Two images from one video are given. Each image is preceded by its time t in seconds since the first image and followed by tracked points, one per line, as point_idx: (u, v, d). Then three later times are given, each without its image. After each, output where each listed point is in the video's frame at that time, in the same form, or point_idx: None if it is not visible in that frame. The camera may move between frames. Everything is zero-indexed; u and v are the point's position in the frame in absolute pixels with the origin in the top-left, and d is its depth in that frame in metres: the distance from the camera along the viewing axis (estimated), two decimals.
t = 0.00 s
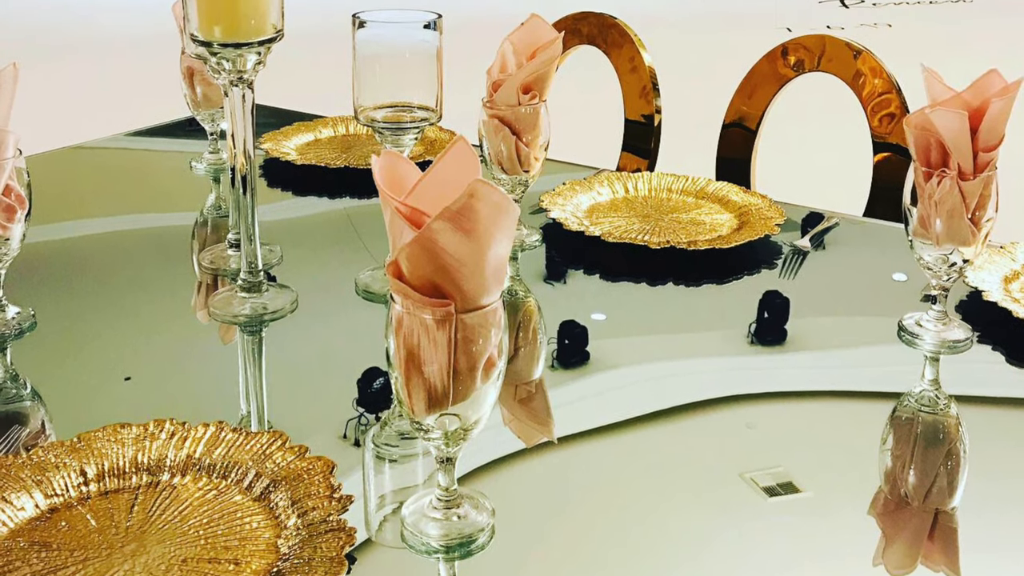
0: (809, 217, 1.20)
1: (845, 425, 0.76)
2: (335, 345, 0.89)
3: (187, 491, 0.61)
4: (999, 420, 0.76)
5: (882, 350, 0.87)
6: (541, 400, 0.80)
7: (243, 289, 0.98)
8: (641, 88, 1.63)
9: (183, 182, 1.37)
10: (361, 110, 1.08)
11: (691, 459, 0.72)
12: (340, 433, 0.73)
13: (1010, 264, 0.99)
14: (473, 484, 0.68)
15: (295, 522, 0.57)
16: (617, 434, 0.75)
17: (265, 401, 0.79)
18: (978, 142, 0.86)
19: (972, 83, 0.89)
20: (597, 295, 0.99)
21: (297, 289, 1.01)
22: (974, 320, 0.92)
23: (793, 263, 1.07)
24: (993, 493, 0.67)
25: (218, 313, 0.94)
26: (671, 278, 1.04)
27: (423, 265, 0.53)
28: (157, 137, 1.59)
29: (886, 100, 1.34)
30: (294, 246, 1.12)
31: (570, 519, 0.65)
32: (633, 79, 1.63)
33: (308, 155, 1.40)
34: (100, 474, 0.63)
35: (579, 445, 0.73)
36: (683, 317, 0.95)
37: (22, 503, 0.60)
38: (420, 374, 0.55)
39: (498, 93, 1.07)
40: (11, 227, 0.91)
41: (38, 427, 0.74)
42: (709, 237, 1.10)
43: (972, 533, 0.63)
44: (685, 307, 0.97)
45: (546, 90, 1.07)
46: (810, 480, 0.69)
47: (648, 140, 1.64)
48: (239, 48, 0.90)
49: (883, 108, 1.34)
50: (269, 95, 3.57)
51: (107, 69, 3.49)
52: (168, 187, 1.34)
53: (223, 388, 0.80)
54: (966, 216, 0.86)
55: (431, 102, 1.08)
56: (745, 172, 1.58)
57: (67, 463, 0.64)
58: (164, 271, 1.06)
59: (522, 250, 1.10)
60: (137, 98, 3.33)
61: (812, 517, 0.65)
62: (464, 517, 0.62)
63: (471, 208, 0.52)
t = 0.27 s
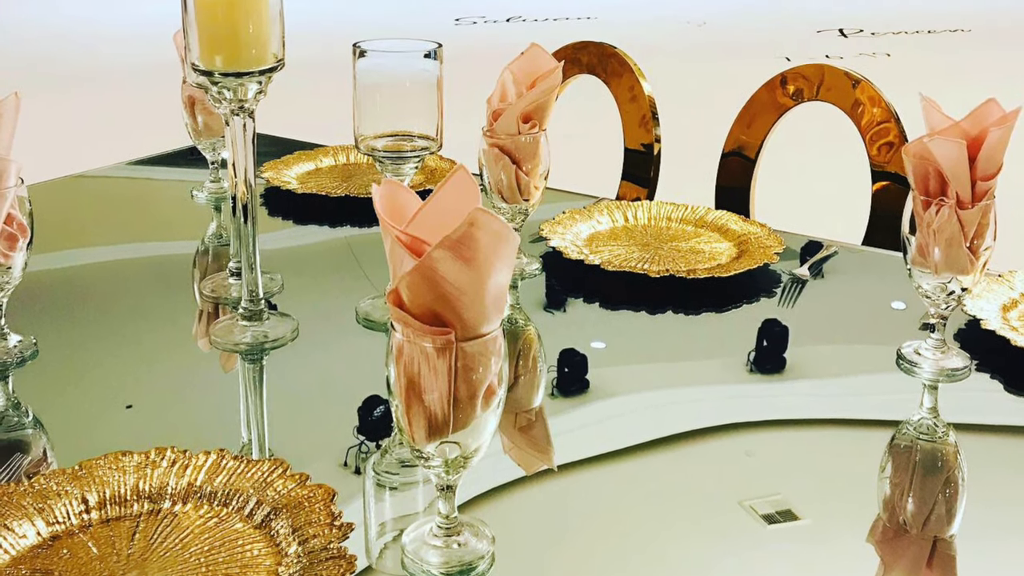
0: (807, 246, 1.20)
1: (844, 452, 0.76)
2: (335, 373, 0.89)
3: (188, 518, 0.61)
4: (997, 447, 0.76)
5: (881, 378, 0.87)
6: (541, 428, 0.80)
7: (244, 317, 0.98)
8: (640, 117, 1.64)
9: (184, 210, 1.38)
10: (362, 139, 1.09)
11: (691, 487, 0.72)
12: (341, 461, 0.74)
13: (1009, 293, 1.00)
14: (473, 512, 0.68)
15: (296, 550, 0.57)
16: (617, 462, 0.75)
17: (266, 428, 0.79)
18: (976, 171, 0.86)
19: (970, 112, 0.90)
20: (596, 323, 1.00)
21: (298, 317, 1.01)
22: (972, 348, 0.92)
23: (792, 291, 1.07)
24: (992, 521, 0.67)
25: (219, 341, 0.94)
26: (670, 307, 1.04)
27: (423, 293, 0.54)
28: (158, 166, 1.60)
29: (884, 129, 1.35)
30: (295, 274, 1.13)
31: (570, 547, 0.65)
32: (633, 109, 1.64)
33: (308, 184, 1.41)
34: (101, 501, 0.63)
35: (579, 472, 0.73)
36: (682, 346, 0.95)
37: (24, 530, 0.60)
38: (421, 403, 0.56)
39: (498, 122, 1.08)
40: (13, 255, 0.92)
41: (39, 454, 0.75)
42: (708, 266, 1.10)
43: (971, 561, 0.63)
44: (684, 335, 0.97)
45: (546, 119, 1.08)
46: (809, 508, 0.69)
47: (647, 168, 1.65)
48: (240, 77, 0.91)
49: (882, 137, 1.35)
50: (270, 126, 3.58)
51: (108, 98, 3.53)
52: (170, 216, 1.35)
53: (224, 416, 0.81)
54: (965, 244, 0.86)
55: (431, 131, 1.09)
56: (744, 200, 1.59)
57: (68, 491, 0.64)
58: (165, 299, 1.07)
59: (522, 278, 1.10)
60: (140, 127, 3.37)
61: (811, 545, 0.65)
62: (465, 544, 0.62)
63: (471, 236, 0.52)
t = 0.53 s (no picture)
0: (806, 274, 1.21)
1: (843, 480, 0.77)
2: (335, 402, 0.89)
3: (189, 546, 0.61)
4: (995, 475, 0.77)
5: (879, 406, 0.88)
6: (541, 456, 0.80)
7: (245, 345, 0.99)
8: (640, 146, 1.65)
9: (186, 239, 1.38)
10: (362, 168, 1.10)
11: (689, 515, 0.72)
12: (341, 489, 0.74)
13: (1007, 321, 1.00)
14: (473, 540, 0.68)
15: None
16: (616, 490, 0.76)
17: (267, 456, 0.79)
18: (975, 200, 0.87)
19: (969, 141, 0.90)
20: (596, 351, 1.00)
21: (299, 346, 1.01)
22: (970, 376, 0.92)
23: (791, 319, 1.08)
24: (990, 548, 0.67)
25: (221, 369, 0.94)
26: (669, 334, 1.05)
27: (424, 321, 0.54)
28: (160, 195, 1.61)
29: (883, 157, 1.36)
30: (295, 303, 1.14)
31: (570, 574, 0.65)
32: (632, 137, 1.66)
33: (309, 213, 1.42)
34: (103, 529, 0.63)
35: (579, 500, 0.74)
36: (681, 373, 0.95)
37: (26, 557, 0.60)
38: (421, 431, 0.56)
39: (498, 151, 1.09)
40: (14, 284, 0.93)
41: (41, 482, 0.75)
42: (707, 294, 1.11)
43: None
44: (684, 363, 0.98)
45: (546, 147, 1.09)
46: (808, 535, 0.69)
47: (646, 198, 1.66)
48: (241, 106, 0.92)
49: (880, 166, 1.36)
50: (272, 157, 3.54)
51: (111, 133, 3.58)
52: (172, 245, 1.36)
53: (226, 443, 0.81)
54: (963, 273, 0.87)
55: (431, 160, 1.10)
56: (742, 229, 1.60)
57: (70, 518, 0.64)
58: (167, 327, 1.08)
59: (522, 306, 1.11)
60: (141, 156, 3.39)
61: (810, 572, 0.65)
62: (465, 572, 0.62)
63: (471, 265, 0.53)
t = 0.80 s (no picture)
0: (805, 302, 1.22)
1: (841, 508, 0.77)
2: (336, 430, 0.89)
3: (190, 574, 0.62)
4: (994, 502, 0.77)
5: (878, 434, 0.88)
6: (541, 484, 0.80)
7: (246, 373, 0.99)
8: (640, 175, 1.66)
9: (187, 268, 1.39)
10: (362, 197, 1.11)
11: (689, 543, 0.72)
12: (342, 516, 0.74)
13: (1005, 349, 1.00)
14: (472, 567, 0.68)
15: None
16: (616, 517, 0.76)
17: (267, 484, 0.80)
18: (973, 229, 0.87)
19: (968, 170, 0.91)
20: (595, 379, 1.01)
21: (300, 374, 1.01)
22: (969, 405, 0.93)
23: (790, 347, 1.08)
24: None
25: (222, 397, 0.94)
26: (669, 362, 1.05)
27: (424, 349, 0.55)
28: (161, 224, 1.62)
29: (882, 186, 1.37)
30: (296, 330, 1.14)
31: None
32: (632, 166, 1.67)
33: (310, 241, 1.42)
34: (104, 556, 0.63)
35: (579, 527, 0.74)
36: (681, 401, 0.96)
37: None
38: (421, 459, 0.57)
39: (498, 179, 1.10)
40: (17, 312, 0.93)
41: (43, 511, 0.75)
42: (706, 322, 1.11)
43: None
44: (684, 391, 0.98)
45: (545, 176, 1.10)
46: (807, 562, 0.69)
47: (646, 226, 1.67)
48: (242, 134, 0.92)
49: (879, 195, 1.37)
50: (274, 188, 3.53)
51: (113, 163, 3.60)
52: (173, 274, 1.37)
53: (227, 471, 0.81)
54: (961, 301, 0.87)
55: (431, 189, 1.11)
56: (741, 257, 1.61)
57: (72, 546, 0.64)
58: (168, 354, 1.08)
59: (522, 334, 1.11)
60: (143, 185, 3.41)
61: None
62: None
63: (471, 293, 0.53)
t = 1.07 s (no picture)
0: (804, 330, 1.22)
1: (840, 536, 0.77)
2: (337, 457, 0.89)
3: None
4: (992, 530, 0.77)
5: (876, 462, 0.88)
6: (541, 511, 0.80)
7: (247, 401, 0.99)
8: (639, 204, 1.68)
9: (188, 296, 1.40)
10: (362, 225, 1.12)
11: (688, 571, 0.72)
12: (343, 544, 0.74)
13: (1003, 377, 1.01)
14: None
15: None
16: (616, 544, 0.76)
17: (269, 510, 0.80)
18: (971, 257, 0.88)
19: (966, 198, 0.91)
20: (595, 407, 1.01)
21: (300, 402, 1.02)
22: (967, 433, 0.93)
23: (789, 375, 1.09)
24: None
25: (223, 426, 0.95)
26: (668, 390, 1.05)
27: (425, 377, 0.55)
28: (163, 252, 1.63)
29: (880, 215, 1.38)
30: (297, 358, 1.14)
31: None
32: (632, 195, 1.68)
33: (311, 269, 1.43)
34: None
35: (578, 554, 0.74)
36: (680, 429, 0.96)
37: None
38: (422, 486, 0.58)
39: (498, 208, 1.10)
40: (19, 339, 0.93)
41: (44, 538, 0.76)
42: (706, 350, 1.12)
43: None
44: (684, 419, 0.98)
45: (545, 205, 1.11)
46: None
47: (645, 254, 1.68)
48: (243, 163, 0.93)
49: (878, 223, 1.38)
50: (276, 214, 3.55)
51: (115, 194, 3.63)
52: (174, 302, 1.37)
53: (228, 499, 0.82)
54: (959, 329, 0.88)
55: (431, 218, 1.12)
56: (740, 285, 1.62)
57: (72, 572, 0.64)
58: (170, 382, 1.08)
59: (522, 362, 1.12)
60: (144, 214, 3.42)
61: None
62: None
63: (472, 321, 0.54)
